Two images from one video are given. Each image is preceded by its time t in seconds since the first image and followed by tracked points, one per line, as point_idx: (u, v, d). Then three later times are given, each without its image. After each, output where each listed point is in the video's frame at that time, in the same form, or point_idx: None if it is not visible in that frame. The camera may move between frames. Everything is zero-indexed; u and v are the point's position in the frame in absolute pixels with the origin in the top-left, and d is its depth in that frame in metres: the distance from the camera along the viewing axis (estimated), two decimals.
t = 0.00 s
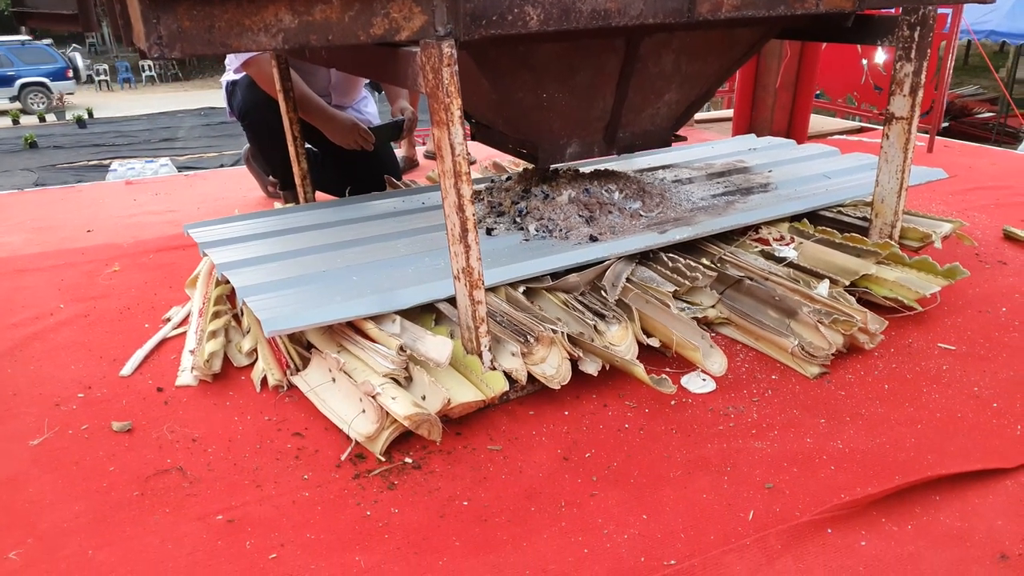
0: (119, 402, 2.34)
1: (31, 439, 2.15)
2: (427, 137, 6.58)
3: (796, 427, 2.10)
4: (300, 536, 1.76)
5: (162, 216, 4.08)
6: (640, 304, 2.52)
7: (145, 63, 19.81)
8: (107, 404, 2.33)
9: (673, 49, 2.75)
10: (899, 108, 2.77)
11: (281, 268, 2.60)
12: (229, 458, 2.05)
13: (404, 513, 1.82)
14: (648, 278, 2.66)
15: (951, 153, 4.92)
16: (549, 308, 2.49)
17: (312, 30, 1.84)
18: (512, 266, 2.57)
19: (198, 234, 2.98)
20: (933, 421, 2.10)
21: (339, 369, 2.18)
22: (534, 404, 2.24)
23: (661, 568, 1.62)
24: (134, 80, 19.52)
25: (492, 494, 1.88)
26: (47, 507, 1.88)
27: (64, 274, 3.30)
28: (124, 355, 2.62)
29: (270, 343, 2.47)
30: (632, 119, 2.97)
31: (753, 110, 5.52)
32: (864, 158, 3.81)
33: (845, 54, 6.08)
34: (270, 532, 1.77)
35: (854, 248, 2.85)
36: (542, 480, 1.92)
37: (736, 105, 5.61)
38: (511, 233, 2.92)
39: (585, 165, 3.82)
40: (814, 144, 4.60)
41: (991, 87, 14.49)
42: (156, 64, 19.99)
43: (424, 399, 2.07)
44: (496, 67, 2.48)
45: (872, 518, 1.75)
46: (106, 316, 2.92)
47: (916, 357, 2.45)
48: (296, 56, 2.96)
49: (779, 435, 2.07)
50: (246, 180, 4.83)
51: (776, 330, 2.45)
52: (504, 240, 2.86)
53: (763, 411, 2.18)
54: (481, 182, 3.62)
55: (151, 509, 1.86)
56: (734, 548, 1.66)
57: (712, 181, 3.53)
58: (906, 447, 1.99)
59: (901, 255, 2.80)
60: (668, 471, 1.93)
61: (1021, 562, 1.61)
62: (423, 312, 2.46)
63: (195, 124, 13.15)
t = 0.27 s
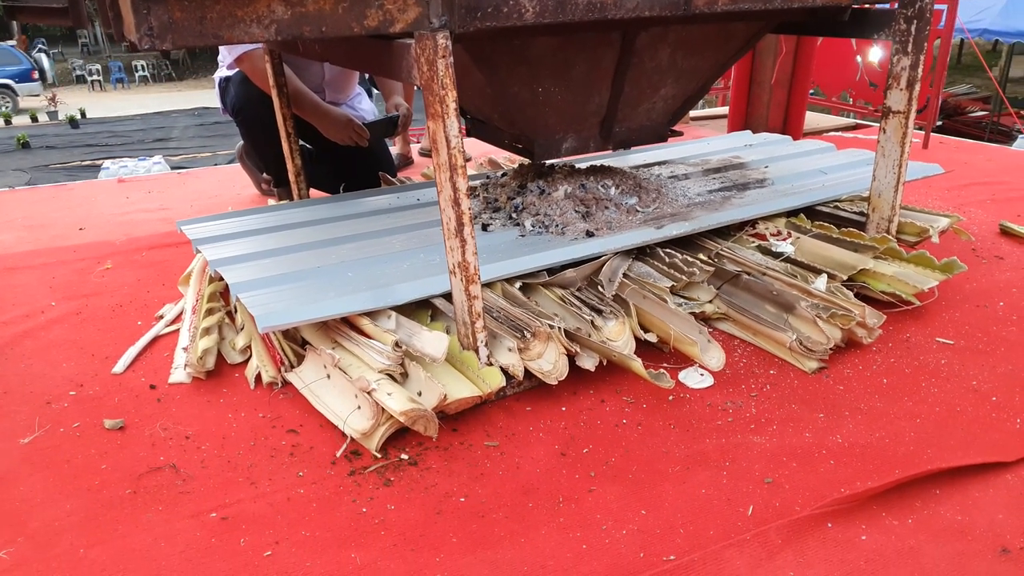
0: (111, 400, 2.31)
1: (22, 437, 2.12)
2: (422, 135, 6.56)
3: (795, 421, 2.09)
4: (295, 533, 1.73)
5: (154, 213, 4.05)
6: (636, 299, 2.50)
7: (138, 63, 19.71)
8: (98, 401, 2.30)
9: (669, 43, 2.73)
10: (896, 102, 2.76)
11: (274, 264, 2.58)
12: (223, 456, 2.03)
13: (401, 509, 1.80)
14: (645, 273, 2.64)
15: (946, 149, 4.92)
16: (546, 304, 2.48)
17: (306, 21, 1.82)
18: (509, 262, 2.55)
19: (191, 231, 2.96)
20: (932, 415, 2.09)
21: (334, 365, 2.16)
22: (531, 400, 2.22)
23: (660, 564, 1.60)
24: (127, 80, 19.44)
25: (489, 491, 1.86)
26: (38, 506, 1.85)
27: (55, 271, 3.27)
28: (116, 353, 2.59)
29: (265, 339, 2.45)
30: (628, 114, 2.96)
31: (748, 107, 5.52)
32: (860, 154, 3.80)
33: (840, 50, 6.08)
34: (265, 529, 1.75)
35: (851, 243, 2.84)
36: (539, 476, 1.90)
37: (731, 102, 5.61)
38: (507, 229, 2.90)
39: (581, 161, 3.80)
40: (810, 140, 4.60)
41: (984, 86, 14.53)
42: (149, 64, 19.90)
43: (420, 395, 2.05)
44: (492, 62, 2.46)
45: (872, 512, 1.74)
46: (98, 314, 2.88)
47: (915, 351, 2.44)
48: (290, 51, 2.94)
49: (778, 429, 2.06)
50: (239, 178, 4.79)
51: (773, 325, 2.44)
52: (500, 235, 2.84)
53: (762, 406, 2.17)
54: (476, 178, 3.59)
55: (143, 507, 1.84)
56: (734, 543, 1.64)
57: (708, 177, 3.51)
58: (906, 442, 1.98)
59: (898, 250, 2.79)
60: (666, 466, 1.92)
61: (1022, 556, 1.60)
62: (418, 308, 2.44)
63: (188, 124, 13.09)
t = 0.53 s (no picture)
0: (108, 399, 2.29)
1: (18, 437, 2.11)
2: (418, 134, 6.54)
3: (795, 418, 2.08)
4: (295, 531, 1.72)
5: (150, 212, 4.02)
6: (636, 297, 2.50)
7: (132, 62, 19.63)
8: (95, 400, 2.28)
9: (668, 41, 2.73)
10: (894, 99, 2.76)
11: (272, 262, 2.56)
12: (221, 454, 2.02)
13: (401, 507, 1.79)
14: (644, 271, 2.63)
15: (942, 147, 4.93)
16: (545, 302, 2.47)
17: (305, 17, 1.82)
18: (507, 260, 2.54)
19: (187, 229, 2.94)
20: (933, 412, 2.09)
21: (333, 363, 2.15)
22: (531, 398, 2.21)
23: (663, 561, 1.59)
24: (121, 80, 19.37)
25: (490, 488, 1.85)
26: (35, 505, 1.83)
27: (51, 270, 3.25)
28: (113, 351, 2.58)
29: (262, 338, 2.43)
30: (626, 111, 2.96)
31: (744, 106, 5.52)
32: (858, 152, 3.80)
33: (836, 49, 6.09)
34: (264, 528, 1.73)
35: (849, 240, 2.84)
36: (540, 473, 1.90)
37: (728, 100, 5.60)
38: (505, 227, 2.89)
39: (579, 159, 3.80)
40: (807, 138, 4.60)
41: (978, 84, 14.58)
42: (143, 64, 19.82)
43: (420, 393, 2.04)
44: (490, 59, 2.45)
45: (874, 508, 1.74)
46: (94, 313, 2.87)
47: (914, 348, 2.44)
48: (287, 47, 2.92)
49: (778, 426, 2.05)
50: (235, 176, 4.77)
51: (773, 322, 2.44)
52: (499, 233, 2.83)
53: (762, 403, 2.16)
54: (474, 176, 3.58)
55: (142, 506, 1.82)
56: (736, 540, 1.64)
57: (706, 174, 3.51)
58: (907, 438, 1.98)
59: (897, 248, 2.79)
60: (667, 463, 1.91)
61: None
62: (417, 306, 2.43)
63: (182, 124, 13.04)
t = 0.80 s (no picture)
0: (104, 396, 2.28)
1: (12, 435, 2.09)
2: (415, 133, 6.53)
3: (794, 415, 2.08)
4: (292, 529, 1.71)
5: (146, 210, 4.00)
6: (635, 294, 2.50)
7: (127, 62, 19.56)
8: (90, 398, 2.27)
9: (666, 36, 2.71)
10: (892, 95, 2.76)
11: (269, 259, 2.55)
12: (218, 451, 2.00)
13: (399, 505, 1.78)
14: (642, 268, 2.63)
15: (940, 145, 4.93)
16: (543, 298, 2.46)
17: (301, 11, 1.82)
18: (505, 257, 2.53)
19: (183, 226, 2.92)
20: (932, 409, 2.09)
21: (330, 360, 2.14)
22: (529, 395, 2.20)
23: (662, 558, 1.58)
24: (117, 80, 19.31)
25: (488, 485, 1.84)
26: (30, 503, 1.82)
27: (45, 268, 3.23)
28: (108, 349, 2.56)
29: (259, 335, 2.42)
30: (624, 108, 2.95)
31: (742, 104, 5.51)
32: (856, 149, 3.79)
33: (833, 47, 6.09)
34: (261, 525, 1.72)
35: (848, 237, 2.84)
36: (538, 470, 1.89)
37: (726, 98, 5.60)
38: (503, 224, 2.88)
39: (576, 156, 3.79)
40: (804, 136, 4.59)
41: (974, 83, 14.61)
42: (139, 63, 19.76)
43: (418, 390, 2.03)
44: (488, 55, 2.43)
45: (874, 505, 1.73)
46: (89, 310, 2.85)
47: (913, 345, 2.43)
48: (284, 43, 2.91)
49: (778, 423, 2.05)
50: (232, 174, 4.75)
51: (771, 318, 2.43)
52: (496, 230, 2.82)
53: (761, 400, 2.16)
54: (471, 173, 3.57)
55: (137, 503, 1.81)
56: (736, 536, 1.63)
57: (704, 172, 3.50)
58: (906, 435, 1.97)
59: (896, 244, 2.79)
60: (666, 460, 1.90)
61: None
62: (414, 303, 2.42)
63: (178, 123, 13.00)
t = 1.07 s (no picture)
0: (98, 396, 2.26)
1: (6, 435, 2.07)
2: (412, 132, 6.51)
3: (795, 414, 2.06)
4: (289, 529, 1.69)
5: (142, 209, 3.98)
6: (633, 292, 2.48)
7: (124, 61, 19.51)
8: (85, 397, 2.25)
9: (665, 33, 2.70)
10: (892, 93, 2.75)
11: (266, 257, 2.53)
12: (213, 451, 1.98)
13: (396, 504, 1.76)
14: (641, 266, 2.61)
15: (938, 144, 4.92)
16: (542, 297, 2.45)
17: (297, 7, 1.81)
18: (503, 255, 2.51)
19: (179, 225, 2.90)
20: (933, 407, 2.07)
21: (326, 359, 2.12)
22: (527, 394, 2.19)
23: (662, 558, 1.57)
24: (114, 80, 19.26)
25: (486, 485, 1.82)
26: (24, 503, 1.80)
27: (40, 267, 3.20)
28: (104, 348, 2.54)
29: (255, 334, 2.40)
30: (623, 106, 2.94)
31: (740, 103, 5.50)
32: (855, 148, 3.78)
33: (830, 46, 6.09)
34: (257, 525, 1.70)
35: (847, 235, 2.83)
36: (537, 470, 1.87)
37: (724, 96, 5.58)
38: (501, 222, 2.87)
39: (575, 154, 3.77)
40: (803, 134, 4.58)
41: (971, 83, 14.63)
42: (136, 62, 19.72)
43: (416, 389, 2.01)
44: (486, 52, 2.41)
45: (876, 504, 1.72)
46: (84, 309, 2.83)
47: (913, 343, 2.42)
48: (281, 39, 2.89)
49: (778, 422, 2.03)
50: (228, 173, 4.73)
51: (771, 317, 2.42)
52: (494, 228, 2.80)
53: (761, 399, 2.14)
54: (469, 172, 3.55)
55: (132, 503, 1.79)
56: (736, 536, 1.62)
57: (702, 170, 3.49)
58: (907, 434, 1.96)
59: (895, 243, 2.78)
60: (666, 460, 1.89)
61: None
62: (412, 302, 2.40)
63: (175, 123, 12.96)
